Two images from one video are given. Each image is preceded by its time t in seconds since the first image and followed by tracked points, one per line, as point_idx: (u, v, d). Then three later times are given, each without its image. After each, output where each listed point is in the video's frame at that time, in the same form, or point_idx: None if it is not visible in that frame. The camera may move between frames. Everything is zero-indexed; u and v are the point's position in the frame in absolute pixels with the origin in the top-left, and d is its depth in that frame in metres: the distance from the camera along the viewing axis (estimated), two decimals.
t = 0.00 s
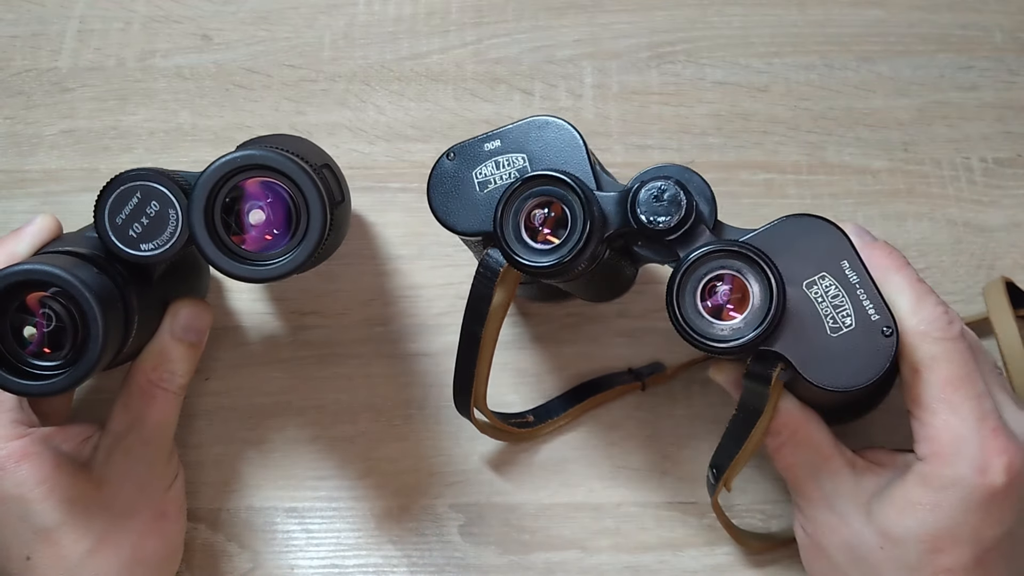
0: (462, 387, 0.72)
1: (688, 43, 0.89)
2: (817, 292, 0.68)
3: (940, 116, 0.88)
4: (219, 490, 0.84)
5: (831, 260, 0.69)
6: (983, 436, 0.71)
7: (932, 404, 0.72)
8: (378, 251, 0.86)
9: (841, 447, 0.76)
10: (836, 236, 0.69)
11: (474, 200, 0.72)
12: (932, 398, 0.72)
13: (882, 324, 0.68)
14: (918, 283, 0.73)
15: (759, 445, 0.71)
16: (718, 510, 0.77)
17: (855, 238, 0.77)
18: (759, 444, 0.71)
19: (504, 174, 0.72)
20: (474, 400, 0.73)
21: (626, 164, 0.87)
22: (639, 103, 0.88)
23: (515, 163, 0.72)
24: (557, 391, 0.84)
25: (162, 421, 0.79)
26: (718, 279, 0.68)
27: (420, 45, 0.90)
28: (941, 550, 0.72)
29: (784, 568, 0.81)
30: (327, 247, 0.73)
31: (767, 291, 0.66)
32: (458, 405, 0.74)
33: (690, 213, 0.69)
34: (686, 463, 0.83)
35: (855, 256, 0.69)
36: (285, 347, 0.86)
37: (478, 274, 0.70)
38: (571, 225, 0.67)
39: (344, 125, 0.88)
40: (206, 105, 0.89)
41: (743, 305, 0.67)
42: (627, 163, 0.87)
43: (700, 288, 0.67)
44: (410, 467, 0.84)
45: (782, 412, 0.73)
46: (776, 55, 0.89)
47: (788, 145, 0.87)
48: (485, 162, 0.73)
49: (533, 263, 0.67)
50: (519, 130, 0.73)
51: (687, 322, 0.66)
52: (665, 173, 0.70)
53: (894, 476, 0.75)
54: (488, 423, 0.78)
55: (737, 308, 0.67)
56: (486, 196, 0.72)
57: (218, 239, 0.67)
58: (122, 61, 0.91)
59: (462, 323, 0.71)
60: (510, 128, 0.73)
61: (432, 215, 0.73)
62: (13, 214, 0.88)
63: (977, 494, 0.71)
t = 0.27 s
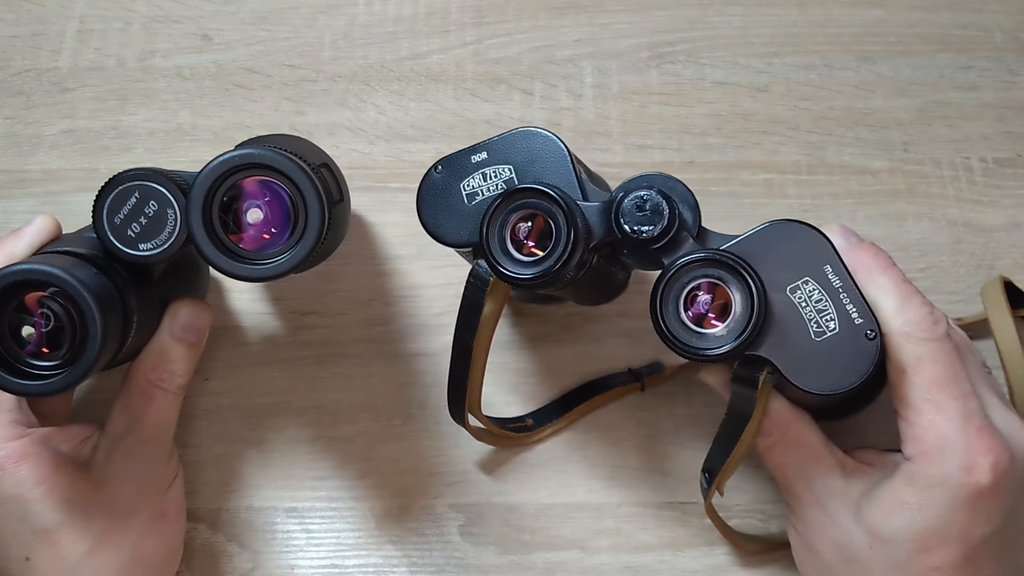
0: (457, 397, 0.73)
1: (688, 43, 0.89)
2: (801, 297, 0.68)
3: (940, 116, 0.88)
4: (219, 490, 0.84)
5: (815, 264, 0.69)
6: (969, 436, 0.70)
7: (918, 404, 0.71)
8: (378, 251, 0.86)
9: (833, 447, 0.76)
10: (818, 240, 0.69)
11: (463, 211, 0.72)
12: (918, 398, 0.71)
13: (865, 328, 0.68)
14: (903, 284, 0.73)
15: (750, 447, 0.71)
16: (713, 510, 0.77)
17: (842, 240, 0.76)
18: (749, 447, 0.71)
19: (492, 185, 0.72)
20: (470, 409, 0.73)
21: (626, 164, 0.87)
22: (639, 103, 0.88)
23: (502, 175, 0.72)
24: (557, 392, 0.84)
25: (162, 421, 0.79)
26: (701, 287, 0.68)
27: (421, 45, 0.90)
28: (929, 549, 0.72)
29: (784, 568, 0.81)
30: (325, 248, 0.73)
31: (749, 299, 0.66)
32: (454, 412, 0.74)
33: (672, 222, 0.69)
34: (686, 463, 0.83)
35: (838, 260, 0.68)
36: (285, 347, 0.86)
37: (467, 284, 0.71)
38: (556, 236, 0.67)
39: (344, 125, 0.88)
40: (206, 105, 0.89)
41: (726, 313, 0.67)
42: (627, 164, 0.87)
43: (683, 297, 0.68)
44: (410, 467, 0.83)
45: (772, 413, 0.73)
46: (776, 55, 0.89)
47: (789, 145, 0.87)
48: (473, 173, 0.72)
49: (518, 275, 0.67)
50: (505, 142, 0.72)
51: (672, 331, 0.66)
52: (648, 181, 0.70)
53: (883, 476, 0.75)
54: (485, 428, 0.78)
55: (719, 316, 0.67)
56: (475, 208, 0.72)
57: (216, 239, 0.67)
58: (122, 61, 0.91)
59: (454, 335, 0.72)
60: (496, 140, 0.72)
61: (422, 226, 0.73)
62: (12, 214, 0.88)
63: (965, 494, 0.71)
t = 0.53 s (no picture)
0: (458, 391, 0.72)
1: (688, 43, 0.89)
2: (809, 292, 0.68)
3: (940, 116, 0.88)
4: (219, 490, 0.84)
5: (823, 259, 0.69)
6: (973, 429, 0.71)
7: (922, 398, 0.72)
8: (378, 251, 0.86)
9: (834, 443, 0.77)
10: (827, 236, 0.69)
11: (470, 205, 0.72)
12: (921, 392, 0.72)
13: (873, 323, 0.68)
14: (906, 281, 0.74)
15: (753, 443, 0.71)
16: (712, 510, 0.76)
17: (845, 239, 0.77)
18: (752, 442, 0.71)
19: (500, 179, 0.72)
20: (470, 404, 0.73)
21: (626, 164, 0.87)
22: (639, 103, 0.88)
23: (511, 168, 0.72)
24: (557, 392, 0.84)
25: (162, 421, 0.79)
26: (711, 282, 0.68)
27: (421, 45, 0.90)
28: (933, 543, 0.72)
29: (784, 568, 0.81)
30: (328, 249, 0.73)
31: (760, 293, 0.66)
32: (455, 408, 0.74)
33: (684, 216, 0.69)
34: (686, 463, 0.83)
35: (846, 256, 0.69)
36: (285, 347, 0.86)
37: (474, 276, 0.70)
38: (568, 227, 0.68)
39: (344, 125, 0.88)
40: (206, 105, 0.89)
41: (737, 307, 0.68)
42: (627, 163, 0.87)
43: (693, 292, 0.67)
44: (410, 467, 0.84)
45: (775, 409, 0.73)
46: (775, 55, 0.89)
47: (789, 145, 0.87)
48: (480, 167, 0.72)
49: (531, 266, 0.67)
50: (513, 136, 0.72)
51: (683, 324, 0.67)
52: (659, 176, 0.70)
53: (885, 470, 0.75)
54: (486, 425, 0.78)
55: (730, 309, 0.68)
56: (483, 201, 0.72)
57: (218, 239, 0.67)
58: (123, 61, 0.91)
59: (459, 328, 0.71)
60: (505, 133, 0.72)
61: (428, 219, 0.73)
62: (12, 214, 0.88)
63: (968, 487, 0.71)
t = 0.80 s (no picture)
0: (462, 390, 0.73)
1: (687, 43, 0.89)
2: (816, 290, 0.69)
3: (940, 116, 0.88)
4: (219, 490, 0.84)
5: (829, 258, 0.69)
6: (979, 424, 0.71)
7: (928, 394, 0.72)
8: (378, 251, 0.86)
9: (839, 440, 0.77)
10: (833, 235, 0.69)
11: (477, 204, 0.72)
12: (928, 388, 0.72)
13: (879, 321, 0.68)
14: (909, 278, 0.74)
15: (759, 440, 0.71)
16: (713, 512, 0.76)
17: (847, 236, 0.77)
18: (757, 442, 0.71)
19: (506, 178, 0.72)
20: (474, 404, 0.73)
21: (626, 164, 0.87)
22: (639, 103, 0.88)
23: (517, 167, 0.72)
24: (557, 392, 0.84)
25: (163, 421, 0.79)
26: (721, 281, 0.68)
27: (421, 45, 0.90)
28: (940, 537, 0.72)
29: (784, 568, 0.81)
30: (331, 250, 0.74)
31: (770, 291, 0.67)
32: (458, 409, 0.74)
33: (692, 215, 0.69)
34: (686, 463, 0.83)
35: (852, 255, 0.69)
36: (285, 347, 0.86)
37: (481, 276, 0.70)
38: (577, 227, 0.68)
39: (344, 125, 0.88)
40: (206, 105, 0.89)
41: (746, 306, 0.68)
42: (627, 163, 0.87)
43: (704, 291, 0.67)
44: (410, 467, 0.84)
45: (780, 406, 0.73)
46: (775, 55, 0.89)
47: (788, 145, 0.87)
48: (487, 167, 0.72)
49: (544, 266, 0.67)
50: (520, 135, 0.73)
51: (694, 323, 0.66)
52: (665, 175, 0.70)
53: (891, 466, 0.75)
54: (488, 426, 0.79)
55: (739, 308, 0.68)
56: (490, 200, 0.72)
57: (223, 240, 0.68)
58: (123, 61, 0.91)
59: (464, 325, 0.71)
60: (511, 133, 0.73)
61: (434, 218, 0.73)
62: (12, 214, 0.88)
63: (975, 481, 0.71)
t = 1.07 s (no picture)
0: (463, 392, 0.72)
1: (687, 43, 0.89)
2: (818, 292, 0.69)
3: (940, 116, 0.88)
4: (219, 490, 0.84)
5: (830, 260, 0.69)
6: (984, 421, 0.72)
7: (932, 392, 0.72)
8: (378, 251, 0.86)
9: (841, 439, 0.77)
10: (835, 237, 0.69)
11: (478, 207, 0.72)
12: (932, 386, 0.72)
13: (882, 323, 0.68)
14: (910, 279, 0.75)
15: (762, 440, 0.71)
16: (714, 516, 0.76)
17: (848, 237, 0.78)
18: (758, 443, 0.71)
19: (508, 181, 0.72)
20: (475, 407, 0.73)
21: (626, 163, 0.87)
22: (639, 103, 0.88)
23: (518, 171, 0.72)
24: (557, 392, 0.84)
25: (166, 422, 0.79)
26: (722, 284, 0.68)
27: (421, 45, 0.90)
28: (947, 535, 0.72)
29: (785, 568, 0.81)
30: (335, 252, 0.74)
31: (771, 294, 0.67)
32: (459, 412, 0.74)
33: (694, 218, 0.69)
34: (686, 463, 0.83)
35: (853, 257, 0.69)
36: (286, 347, 0.86)
37: (483, 279, 0.70)
38: (579, 231, 0.68)
39: (344, 125, 0.88)
40: (206, 105, 0.89)
41: (748, 309, 0.68)
42: (627, 163, 0.87)
43: (706, 295, 0.67)
44: (411, 467, 0.83)
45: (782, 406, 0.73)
46: (775, 55, 0.89)
47: (789, 145, 0.87)
48: (487, 170, 0.72)
49: (546, 270, 0.68)
50: (520, 138, 0.72)
51: (696, 328, 0.66)
52: (667, 178, 0.70)
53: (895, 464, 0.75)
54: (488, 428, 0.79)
55: (742, 311, 0.68)
56: (491, 204, 0.72)
57: (229, 242, 0.68)
58: (123, 61, 0.91)
59: (465, 331, 0.71)
60: (511, 136, 0.73)
61: (435, 222, 0.73)
62: (12, 214, 0.88)
63: (980, 478, 0.72)
